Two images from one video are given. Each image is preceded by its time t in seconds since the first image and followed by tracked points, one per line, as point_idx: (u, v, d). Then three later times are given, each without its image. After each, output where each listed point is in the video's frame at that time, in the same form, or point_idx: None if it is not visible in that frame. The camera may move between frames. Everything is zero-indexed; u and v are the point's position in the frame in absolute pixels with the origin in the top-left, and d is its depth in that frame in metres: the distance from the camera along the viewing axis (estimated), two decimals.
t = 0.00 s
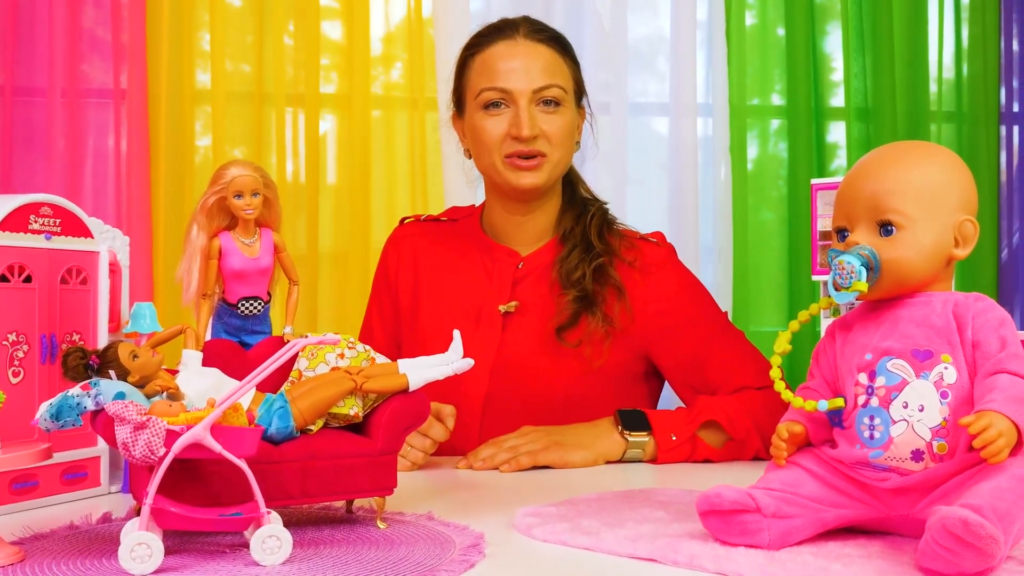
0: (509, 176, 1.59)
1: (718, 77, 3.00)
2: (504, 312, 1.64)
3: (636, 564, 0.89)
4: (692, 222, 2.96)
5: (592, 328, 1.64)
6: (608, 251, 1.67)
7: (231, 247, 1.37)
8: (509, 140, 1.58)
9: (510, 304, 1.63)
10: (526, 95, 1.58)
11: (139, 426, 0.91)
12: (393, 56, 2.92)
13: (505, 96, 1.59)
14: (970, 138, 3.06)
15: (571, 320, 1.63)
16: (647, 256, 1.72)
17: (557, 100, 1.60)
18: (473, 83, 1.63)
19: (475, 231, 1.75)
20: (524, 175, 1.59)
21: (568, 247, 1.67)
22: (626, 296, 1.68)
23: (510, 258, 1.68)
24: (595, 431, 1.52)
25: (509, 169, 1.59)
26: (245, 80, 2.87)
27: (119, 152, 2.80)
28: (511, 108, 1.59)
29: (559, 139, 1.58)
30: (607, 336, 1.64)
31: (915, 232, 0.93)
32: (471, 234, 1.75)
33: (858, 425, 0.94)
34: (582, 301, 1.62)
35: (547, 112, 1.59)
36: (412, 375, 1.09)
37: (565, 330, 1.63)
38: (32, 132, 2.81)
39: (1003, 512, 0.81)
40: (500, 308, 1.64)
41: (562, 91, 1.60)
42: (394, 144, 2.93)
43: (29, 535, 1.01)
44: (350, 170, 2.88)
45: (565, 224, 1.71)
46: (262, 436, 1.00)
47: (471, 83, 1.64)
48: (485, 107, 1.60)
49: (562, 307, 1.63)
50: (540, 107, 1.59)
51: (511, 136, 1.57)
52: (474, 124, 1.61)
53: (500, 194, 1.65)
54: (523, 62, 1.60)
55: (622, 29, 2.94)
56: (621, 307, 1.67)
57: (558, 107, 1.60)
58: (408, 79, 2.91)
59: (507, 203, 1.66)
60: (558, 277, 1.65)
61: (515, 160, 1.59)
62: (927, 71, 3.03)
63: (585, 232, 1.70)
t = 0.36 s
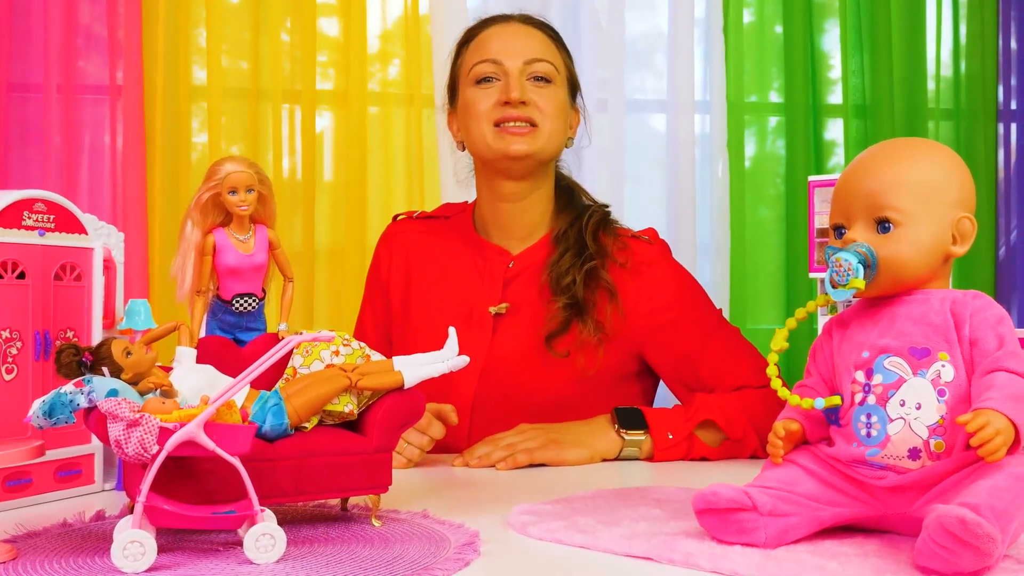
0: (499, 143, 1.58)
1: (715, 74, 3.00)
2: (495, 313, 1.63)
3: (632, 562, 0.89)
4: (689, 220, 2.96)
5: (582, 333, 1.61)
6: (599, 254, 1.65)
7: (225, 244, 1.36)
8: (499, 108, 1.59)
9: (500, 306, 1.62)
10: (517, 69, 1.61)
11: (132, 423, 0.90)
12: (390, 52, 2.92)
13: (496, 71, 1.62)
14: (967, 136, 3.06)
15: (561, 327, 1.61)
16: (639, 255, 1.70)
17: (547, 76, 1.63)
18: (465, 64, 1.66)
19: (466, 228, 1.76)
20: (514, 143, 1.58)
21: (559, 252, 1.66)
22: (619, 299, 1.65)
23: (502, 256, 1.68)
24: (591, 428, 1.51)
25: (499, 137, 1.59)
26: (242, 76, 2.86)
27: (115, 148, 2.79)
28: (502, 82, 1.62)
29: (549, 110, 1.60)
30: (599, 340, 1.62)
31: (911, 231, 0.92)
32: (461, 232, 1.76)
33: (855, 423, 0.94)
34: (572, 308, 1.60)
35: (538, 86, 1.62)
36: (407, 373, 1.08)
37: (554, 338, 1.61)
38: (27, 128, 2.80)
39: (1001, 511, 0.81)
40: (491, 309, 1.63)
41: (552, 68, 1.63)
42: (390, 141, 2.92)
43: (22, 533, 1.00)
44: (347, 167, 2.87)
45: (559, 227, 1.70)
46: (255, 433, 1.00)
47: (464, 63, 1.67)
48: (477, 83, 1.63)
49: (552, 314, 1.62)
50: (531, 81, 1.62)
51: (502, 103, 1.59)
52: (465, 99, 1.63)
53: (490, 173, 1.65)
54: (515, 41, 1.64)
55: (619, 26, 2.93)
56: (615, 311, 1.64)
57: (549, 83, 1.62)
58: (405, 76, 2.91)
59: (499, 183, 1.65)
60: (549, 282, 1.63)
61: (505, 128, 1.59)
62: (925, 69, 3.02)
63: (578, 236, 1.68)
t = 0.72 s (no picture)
0: (483, 159, 1.59)
1: (712, 73, 3.00)
2: (479, 324, 1.63)
3: (628, 562, 0.88)
4: (686, 219, 2.96)
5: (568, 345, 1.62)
6: (584, 261, 1.64)
7: (221, 243, 1.35)
8: (485, 119, 1.59)
9: (484, 316, 1.63)
10: (506, 77, 1.60)
11: (126, 423, 0.90)
12: (387, 51, 2.91)
13: (485, 76, 1.61)
14: (965, 134, 3.06)
15: (547, 338, 1.61)
16: (625, 261, 1.70)
17: (537, 85, 1.62)
18: (455, 63, 1.65)
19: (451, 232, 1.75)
20: (497, 160, 1.58)
21: (544, 258, 1.65)
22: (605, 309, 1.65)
23: (485, 263, 1.68)
24: (589, 427, 1.50)
25: (484, 151, 1.59)
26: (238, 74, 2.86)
27: (112, 147, 2.79)
28: (491, 89, 1.61)
29: (536, 124, 1.59)
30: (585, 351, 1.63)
31: (908, 229, 0.92)
32: (447, 241, 1.74)
33: (852, 422, 0.94)
34: (557, 320, 1.61)
35: (527, 96, 1.61)
36: (403, 373, 1.08)
37: (539, 352, 1.62)
38: (24, 126, 2.79)
39: (997, 511, 0.80)
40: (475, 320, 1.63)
41: (543, 76, 1.62)
42: (387, 140, 2.92)
43: (16, 533, 1.00)
44: (344, 166, 2.87)
45: (543, 232, 1.69)
46: (251, 432, 0.99)
47: (453, 63, 1.66)
48: (465, 87, 1.62)
49: (537, 326, 1.62)
50: (520, 90, 1.61)
51: (488, 114, 1.58)
52: (452, 103, 1.62)
53: (473, 182, 1.65)
54: (507, 45, 1.62)
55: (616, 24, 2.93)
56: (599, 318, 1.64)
57: (538, 93, 1.62)
58: (402, 75, 2.90)
59: (482, 196, 1.65)
60: (533, 291, 1.63)
61: (490, 142, 1.59)
62: (922, 68, 3.02)
63: (563, 241, 1.67)
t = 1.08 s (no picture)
0: (480, 131, 1.58)
1: (708, 72, 3.00)
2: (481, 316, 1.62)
3: (621, 562, 0.88)
4: (682, 219, 2.96)
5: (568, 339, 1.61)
6: (584, 256, 1.64)
7: (214, 243, 1.36)
8: (483, 96, 1.59)
9: (485, 308, 1.61)
10: (504, 59, 1.62)
11: (120, 423, 0.90)
12: (383, 51, 2.91)
13: (484, 61, 1.63)
14: (961, 133, 3.07)
15: (546, 332, 1.60)
16: (625, 256, 1.70)
17: (534, 71, 1.63)
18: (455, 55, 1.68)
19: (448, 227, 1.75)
20: (495, 132, 1.58)
21: (544, 254, 1.65)
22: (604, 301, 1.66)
23: (485, 256, 1.67)
24: (586, 426, 1.50)
25: (481, 125, 1.59)
26: (234, 75, 2.86)
27: (108, 147, 2.80)
28: (489, 73, 1.62)
29: (533, 103, 1.60)
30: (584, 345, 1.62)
31: (900, 229, 0.92)
32: (445, 235, 1.75)
33: (844, 422, 0.94)
34: (557, 313, 1.60)
35: (524, 80, 1.62)
36: (397, 373, 1.08)
37: (539, 345, 1.61)
38: (20, 126, 2.79)
39: (988, 511, 0.81)
40: (476, 312, 1.62)
41: (540, 65, 1.64)
42: (383, 139, 2.92)
43: (11, 533, 1.00)
44: (340, 165, 2.87)
45: (542, 229, 1.69)
46: (244, 432, 0.99)
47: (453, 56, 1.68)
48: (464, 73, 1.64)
49: (537, 320, 1.61)
50: (517, 75, 1.63)
51: (486, 90, 1.59)
52: (451, 87, 1.63)
53: (470, 165, 1.64)
54: (505, 36, 1.65)
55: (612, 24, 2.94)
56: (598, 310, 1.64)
57: (535, 78, 1.63)
58: (398, 75, 2.90)
59: (478, 177, 1.64)
60: (533, 286, 1.63)
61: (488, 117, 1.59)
62: (918, 67, 3.02)
63: (563, 237, 1.68)
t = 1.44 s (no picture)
0: (483, 156, 1.59)
1: (704, 73, 3.01)
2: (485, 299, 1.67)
3: (614, 562, 0.88)
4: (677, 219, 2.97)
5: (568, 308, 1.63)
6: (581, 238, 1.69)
7: (209, 245, 1.36)
8: (483, 118, 1.58)
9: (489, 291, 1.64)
10: (499, 76, 1.61)
11: (113, 424, 0.90)
12: (379, 52, 2.92)
13: (480, 78, 1.62)
14: (956, 133, 3.07)
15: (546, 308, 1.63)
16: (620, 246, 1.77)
17: (529, 84, 1.63)
18: (451, 70, 1.67)
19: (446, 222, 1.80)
20: (497, 155, 1.59)
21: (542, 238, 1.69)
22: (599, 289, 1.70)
23: (486, 247, 1.73)
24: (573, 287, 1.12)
25: (483, 148, 1.59)
26: (231, 76, 2.88)
27: (105, 147, 2.81)
28: (486, 91, 1.61)
29: (532, 119, 1.59)
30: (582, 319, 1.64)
31: (892, 229, 0.93)
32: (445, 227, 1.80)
33: (836, 422, 0.94)
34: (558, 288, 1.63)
35: (520, 95, 1.62)
36: (391, 373, 1.08)
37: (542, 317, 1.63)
38: (17, 126, 2.81)
39: (979, 511, 0.81)
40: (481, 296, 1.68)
41: (535, 76, 1.63)
42: (379, 139, 2.93)
43: (6, 533, 1.00)
44: (337, 166, 2.88)
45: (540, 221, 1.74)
46: (238, 433, 0.99)
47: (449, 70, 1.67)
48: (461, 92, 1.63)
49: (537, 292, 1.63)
50: (513, 89, 1.62)
51: (485, 114, 1.58)
52: (450, 107, 1.63)
53: (472, 178, 1.66)
54: (498, 49, 1.64)
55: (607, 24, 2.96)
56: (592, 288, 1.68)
57: (531, 92, 1.62)
58: (393, 77, 2.91)
59: (482, 190, 1.67)
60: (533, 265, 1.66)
61: (489, 140, 1.59)
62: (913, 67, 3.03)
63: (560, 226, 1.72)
